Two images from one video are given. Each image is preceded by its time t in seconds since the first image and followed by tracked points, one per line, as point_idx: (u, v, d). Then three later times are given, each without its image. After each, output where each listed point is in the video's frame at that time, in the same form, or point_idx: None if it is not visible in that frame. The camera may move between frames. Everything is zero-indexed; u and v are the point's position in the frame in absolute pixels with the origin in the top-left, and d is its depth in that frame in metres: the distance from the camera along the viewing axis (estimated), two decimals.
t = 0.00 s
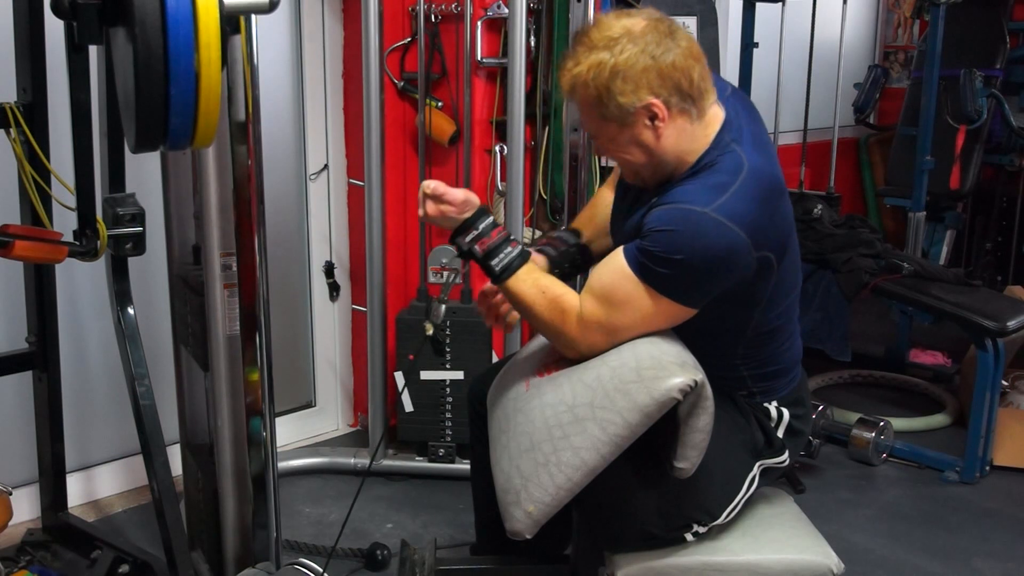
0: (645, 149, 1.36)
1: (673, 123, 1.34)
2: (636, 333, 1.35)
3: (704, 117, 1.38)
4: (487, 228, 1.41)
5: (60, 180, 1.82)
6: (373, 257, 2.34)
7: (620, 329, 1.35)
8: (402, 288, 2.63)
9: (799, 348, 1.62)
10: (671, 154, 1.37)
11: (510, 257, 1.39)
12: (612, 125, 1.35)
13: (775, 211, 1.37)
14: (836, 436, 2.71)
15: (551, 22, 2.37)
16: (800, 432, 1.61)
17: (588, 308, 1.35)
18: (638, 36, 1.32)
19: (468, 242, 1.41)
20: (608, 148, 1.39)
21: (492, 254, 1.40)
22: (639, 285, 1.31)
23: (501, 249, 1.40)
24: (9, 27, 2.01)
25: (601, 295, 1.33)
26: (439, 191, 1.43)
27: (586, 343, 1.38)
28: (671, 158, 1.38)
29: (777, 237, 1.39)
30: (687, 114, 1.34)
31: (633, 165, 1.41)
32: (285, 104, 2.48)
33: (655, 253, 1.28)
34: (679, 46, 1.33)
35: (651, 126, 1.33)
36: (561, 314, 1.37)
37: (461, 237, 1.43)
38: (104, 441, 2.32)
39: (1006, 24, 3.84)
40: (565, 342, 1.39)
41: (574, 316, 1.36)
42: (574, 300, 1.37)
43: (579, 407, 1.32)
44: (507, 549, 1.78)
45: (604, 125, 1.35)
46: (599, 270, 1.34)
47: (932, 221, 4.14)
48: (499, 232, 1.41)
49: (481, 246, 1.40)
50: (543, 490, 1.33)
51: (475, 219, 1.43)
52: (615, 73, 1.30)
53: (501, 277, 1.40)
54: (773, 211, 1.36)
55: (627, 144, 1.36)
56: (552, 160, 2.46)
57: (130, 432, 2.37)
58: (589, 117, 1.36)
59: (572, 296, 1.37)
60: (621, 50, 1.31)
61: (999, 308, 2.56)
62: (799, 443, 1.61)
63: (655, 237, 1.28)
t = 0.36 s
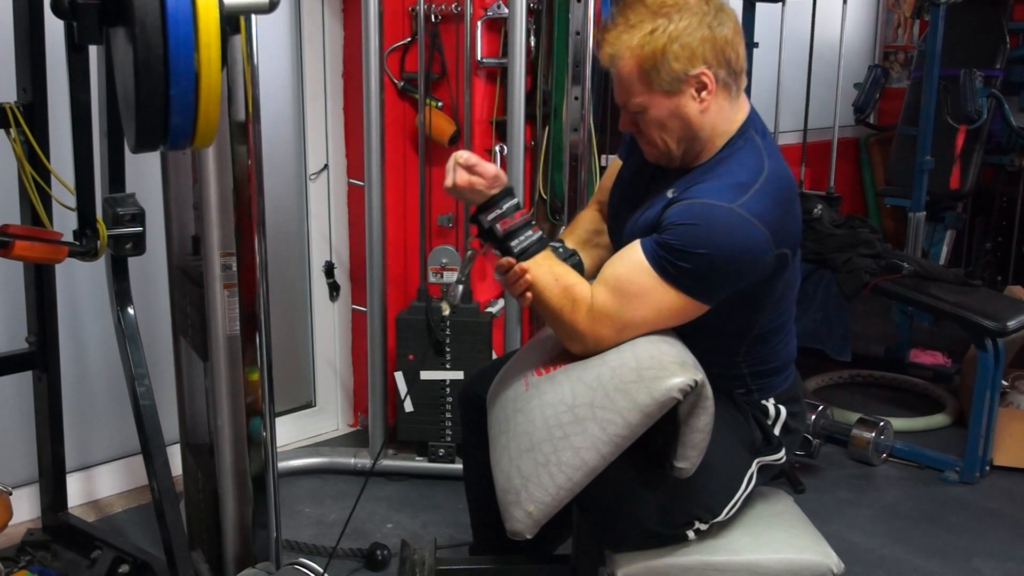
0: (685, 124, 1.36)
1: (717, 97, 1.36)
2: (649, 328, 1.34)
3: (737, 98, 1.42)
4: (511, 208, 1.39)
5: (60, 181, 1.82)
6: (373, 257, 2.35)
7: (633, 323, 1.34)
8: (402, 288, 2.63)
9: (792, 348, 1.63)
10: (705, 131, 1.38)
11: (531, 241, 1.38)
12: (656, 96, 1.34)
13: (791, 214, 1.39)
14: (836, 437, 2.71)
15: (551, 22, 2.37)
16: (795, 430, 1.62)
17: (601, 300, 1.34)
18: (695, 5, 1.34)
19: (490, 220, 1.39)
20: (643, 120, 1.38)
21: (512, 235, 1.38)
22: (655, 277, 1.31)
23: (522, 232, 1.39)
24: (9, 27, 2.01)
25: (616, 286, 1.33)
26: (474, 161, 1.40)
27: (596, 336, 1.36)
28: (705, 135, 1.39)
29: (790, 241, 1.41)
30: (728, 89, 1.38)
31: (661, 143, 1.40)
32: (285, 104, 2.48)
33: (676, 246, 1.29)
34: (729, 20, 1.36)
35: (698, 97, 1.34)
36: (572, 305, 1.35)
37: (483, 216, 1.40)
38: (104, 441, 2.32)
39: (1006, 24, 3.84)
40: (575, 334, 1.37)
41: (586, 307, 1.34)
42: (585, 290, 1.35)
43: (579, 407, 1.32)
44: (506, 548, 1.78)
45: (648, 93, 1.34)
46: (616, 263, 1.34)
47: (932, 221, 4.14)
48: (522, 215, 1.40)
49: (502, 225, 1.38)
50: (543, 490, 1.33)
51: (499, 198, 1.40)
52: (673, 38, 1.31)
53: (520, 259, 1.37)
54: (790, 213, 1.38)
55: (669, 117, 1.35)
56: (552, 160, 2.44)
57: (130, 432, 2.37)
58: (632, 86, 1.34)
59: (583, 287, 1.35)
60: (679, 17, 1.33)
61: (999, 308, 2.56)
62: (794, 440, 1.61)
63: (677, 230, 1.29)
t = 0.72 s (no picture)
0: (731, 121, 1.33)
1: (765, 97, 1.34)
2: (665, 327, 1.34)
3: (786, 103, 1.39)
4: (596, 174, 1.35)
5: (60, 181, 1.82)
6: (373, 257, 2.34)
7: (651, 317, 1.33)
8: (402, 288, 2.63)
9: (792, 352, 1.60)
10: (751, 130, 1.35)
11: (595, 215, 1.35)
12: (705, 91, 1.32)
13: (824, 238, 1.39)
14: (836, 437, 2.70)
15: (552, 21, 2.36)
16: (790, 429, 1.64)
17: (628, 288, 1.33)
18: (751, 2, 1.33)
19: (569, 177, 1.34)
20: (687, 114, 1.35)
21: (580, 201, 1.35)
22: (683, 281, 1.31)
23: (591, 202, 1.35)
24: (9, 27, 2.01)
25: (643, 275, 1.32)
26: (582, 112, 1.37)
27: (615, 326, 1.36)
28: (752, 134, 1.36)
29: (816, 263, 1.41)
30: (777, 91, 1.35)
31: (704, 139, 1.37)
32: (285, 104, 2.48)
33: (712, 253, 1.27)
34: (784, 22, 1.34)
35: (746, 94, 1.32)
36: (600, 288, 1.34)
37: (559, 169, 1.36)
38: (104, 441, 2.32)
39: (1006, 24, 3.84)
40: (598, 320, 1.37)
41: (613, 294, 1.34)
42: (617, 275, 1.34)
43: (579, 407, 1.32)
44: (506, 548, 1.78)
45: (696, 86, 1.32)
46: (647, 255, 1.33)
47: (932, 221, 4.14)
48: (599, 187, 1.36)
49: (578, 186, 1.34)
50: (543, 490, 1.33)
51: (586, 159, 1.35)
52: (726, 33, 1.29)
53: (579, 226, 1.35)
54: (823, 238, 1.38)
55: (715, 111, 1.33)
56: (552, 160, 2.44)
57: (130, 432, 2.37)
58: (680, 77, 1.33)
59: (612, 270, 1.33)
60: (733, 13, 1.31)
61: (999, 308, 2.56)
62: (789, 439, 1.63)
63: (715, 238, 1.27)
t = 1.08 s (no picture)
0: (766, 140, 1.34)
1: (806, 123, 1.33)
2: (668, 332, 1.36)
3: (830, 134, 1.39)
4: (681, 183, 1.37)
5: (60, 180, 1.82)
6: (373, 258, 2.34)
7: (660, 321, 1.35)
8: (403, 288, 2.63)
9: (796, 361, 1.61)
10: (786, 153, 1.35)
11: (656, 220, 1.37)
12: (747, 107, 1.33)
13: (840, 279, 1.39)
14: (836, 436, 2.71)
15: (552, 21, 2.36)
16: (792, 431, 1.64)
17: (646, 286, 1.34)
18: (809, 27, 1.33)
19: (657, 174, 1.35)
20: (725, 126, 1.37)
21: (652, 200, 1.37)
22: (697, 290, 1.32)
23: (662, 207, 1.37)
24: (9, 28, 2.01)
25: (664, 276, 1.33)
26: (699, 120, 1.34)
27: (623, 322, 1.38)
28: (786, 158, 1.36)
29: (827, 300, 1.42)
30: (820, 120, 1.35)
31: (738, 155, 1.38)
32: (286, 104, 2.48)
33: (732, 269, 1.28)
34: (841, 50, 1.34)
35: (786, 117, 1.32)
36: (620, 282, 1.36)
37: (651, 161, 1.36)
38: (104, 441, 2.32)
39: (1006, 24, 3.84)
40: (607, 314, 1.39)
41: (631, 292, 1.35)
42: (642, 272, 1.35)
43: (578, 407, 1.32)
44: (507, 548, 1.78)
45: (738, 101, 1.33)
46: (671, 257, 1.34)
47: (932, 221, 4.14)
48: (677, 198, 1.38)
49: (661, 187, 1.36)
50: (542, 490, 1.33)
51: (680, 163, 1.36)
52: (775, 52, 1.30)
53: (639, 221, 1.37)
54: (840, 279, 1.38)
55: (752, 128, 1.34)
56: (552, 161, 2.44)
57: (130, 432, 2.37)
58: (724, 90, 1.34)
59: (637, 266, 1.35)
60: (788, 34, 1.32)
61: (999, 308, 2.56)
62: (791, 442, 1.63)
63: (740, 256, 1.27)
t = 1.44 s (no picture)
0: (758, 143, 1.34)
1: (799, 126, 1.33)
2: (669, 332, 1.35)
3: (824, 136, 1.38)
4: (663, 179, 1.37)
5: (60, 181, 1.82)
6: (373, 258, 2.34)
7: (660, 321, 1.35)
8: (402, 288, 2.63)
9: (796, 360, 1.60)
10: (778, 155, 1.35)
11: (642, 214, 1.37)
12: (739, 110, 1.32)
13: (837, 271, 1.39)
14: (836, 437, 2.73)
15: (552, 21, 2.36)
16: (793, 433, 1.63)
17: (643, 285, 1.34)
18: (803, 30, 1.32)
19: (638, 170, 1.36)
20: (717, 127, 1.36)
21: (636, 197, 1.37)
22: (694, 289, 1.32)
23: (646, 203, 1.37)
24: (9, 28, 2.01)
25: (660, 275, 1.33)
26: (677, 113, 1.37)
27: (623, 324, 1.38)
28: (778, 159, 1.36)
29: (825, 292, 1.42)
30: (812, 123, 1.34)
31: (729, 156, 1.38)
32: (285, 104, 2.48)
33: (729, 266, 1.28)
34: (834, 53, 1.33)
35: (778, 120, 1.32)
36: (617, 282, 1.36)
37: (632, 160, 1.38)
38: (104, 441, 2.32)
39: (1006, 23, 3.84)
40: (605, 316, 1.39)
41: (627, 291, 1.35)
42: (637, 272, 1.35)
43: (578, 406, 1.32)
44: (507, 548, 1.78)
45: (729, 103, 1.33)
46: (667, 255, 1.34)
47: (932, 221, 4.14)
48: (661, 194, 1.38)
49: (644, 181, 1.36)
50: (542, 490, 1.33)
51: (661, 160, 1.37)
52: (769, 55, 1.30)
53: (624, 220, 1.36)
54: (836, 271, 1.38)
55: (743, 130, 1.33)
56: (552, 161, 2.44)
57: (130, 432, 2.37)
58: (717, 91, 1.34)
59: (632, 266, 1.35)
60: (781, 37, 1.31)
61: (999, 308, 2.56)
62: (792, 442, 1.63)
63: (736, 252, 1.27)
